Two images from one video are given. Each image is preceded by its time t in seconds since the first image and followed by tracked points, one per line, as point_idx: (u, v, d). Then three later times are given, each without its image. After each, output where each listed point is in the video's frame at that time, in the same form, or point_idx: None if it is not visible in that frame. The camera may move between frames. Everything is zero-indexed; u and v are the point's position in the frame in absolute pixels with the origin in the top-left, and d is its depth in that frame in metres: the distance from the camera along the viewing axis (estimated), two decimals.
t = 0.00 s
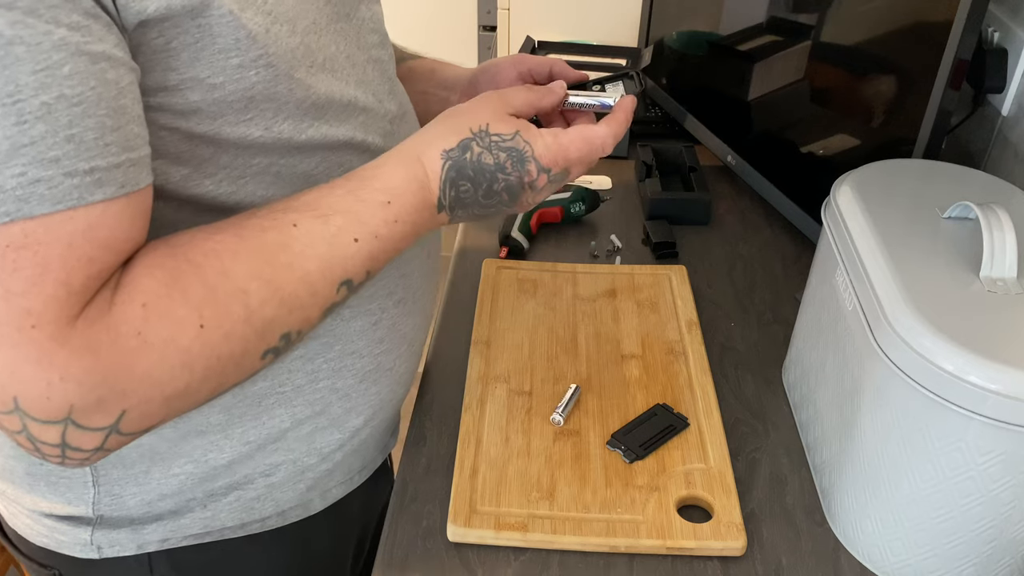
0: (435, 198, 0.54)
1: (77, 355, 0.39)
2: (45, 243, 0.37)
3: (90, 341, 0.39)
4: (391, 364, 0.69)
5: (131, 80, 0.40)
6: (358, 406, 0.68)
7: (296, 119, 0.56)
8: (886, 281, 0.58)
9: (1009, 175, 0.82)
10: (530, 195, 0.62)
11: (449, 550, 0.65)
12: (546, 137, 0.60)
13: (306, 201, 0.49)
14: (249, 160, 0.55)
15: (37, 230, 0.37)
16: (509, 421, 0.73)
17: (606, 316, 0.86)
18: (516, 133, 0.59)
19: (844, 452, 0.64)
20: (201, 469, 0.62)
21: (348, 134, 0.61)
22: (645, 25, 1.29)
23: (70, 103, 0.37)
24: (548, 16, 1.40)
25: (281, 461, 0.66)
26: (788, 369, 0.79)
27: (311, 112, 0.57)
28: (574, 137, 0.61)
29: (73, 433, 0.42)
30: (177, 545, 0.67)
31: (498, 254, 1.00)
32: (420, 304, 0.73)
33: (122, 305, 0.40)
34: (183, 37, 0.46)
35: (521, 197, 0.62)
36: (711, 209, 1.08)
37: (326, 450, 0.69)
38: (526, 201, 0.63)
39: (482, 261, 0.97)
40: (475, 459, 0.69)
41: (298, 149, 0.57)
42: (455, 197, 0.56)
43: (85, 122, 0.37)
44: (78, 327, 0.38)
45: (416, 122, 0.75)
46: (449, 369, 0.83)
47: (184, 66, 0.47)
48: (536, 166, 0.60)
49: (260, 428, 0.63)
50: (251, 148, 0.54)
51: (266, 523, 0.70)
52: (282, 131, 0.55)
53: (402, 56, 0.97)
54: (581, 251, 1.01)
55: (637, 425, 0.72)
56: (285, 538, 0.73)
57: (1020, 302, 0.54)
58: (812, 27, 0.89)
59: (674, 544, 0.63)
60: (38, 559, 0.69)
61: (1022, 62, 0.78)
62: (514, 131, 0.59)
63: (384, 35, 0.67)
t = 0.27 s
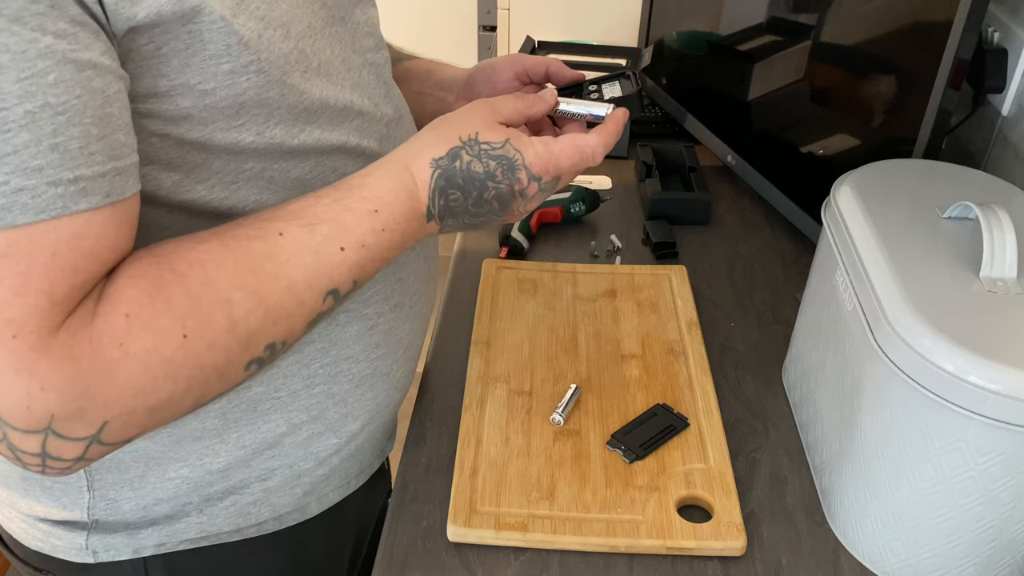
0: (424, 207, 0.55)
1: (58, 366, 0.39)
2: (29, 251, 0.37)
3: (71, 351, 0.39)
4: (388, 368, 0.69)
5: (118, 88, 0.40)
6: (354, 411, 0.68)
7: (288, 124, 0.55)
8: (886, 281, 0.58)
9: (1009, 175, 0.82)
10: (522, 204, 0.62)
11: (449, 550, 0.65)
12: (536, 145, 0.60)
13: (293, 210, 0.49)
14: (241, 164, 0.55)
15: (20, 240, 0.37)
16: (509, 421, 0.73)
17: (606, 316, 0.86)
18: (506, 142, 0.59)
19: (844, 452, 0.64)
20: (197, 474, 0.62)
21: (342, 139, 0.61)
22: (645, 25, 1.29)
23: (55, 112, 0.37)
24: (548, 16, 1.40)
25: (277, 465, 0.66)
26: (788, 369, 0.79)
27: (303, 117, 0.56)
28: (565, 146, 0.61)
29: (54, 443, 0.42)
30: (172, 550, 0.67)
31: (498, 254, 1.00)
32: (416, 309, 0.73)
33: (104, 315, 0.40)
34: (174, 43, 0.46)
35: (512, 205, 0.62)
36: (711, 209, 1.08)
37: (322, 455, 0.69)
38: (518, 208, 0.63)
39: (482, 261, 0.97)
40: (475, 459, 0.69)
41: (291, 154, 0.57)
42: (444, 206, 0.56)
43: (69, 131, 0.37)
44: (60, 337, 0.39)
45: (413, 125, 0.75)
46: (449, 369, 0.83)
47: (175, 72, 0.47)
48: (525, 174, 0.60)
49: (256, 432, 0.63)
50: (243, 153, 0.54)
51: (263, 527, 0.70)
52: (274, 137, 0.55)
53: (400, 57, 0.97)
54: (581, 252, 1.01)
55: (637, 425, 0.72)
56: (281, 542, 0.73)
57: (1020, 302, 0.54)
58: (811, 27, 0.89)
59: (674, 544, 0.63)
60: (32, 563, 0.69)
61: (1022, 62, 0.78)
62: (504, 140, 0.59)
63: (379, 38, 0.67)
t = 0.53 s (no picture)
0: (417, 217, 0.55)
1: (49, 372, 0.39)
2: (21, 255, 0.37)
3: (62, 357, 0.39)
4: (386, 370, 0.69)
5: (113, 94, 0.40)
6: (353, 413, 0.68)
7: (284, 126, 0.55)
8: (886, 281, 0.58)
9: (1009, 175, 0.82)
10: (514, 216, 0.63)
11: (449, 550, 0.65)
12: (531, 158, 0.61)
13: (287, 219, 0.49)
14: (238, 167, 0.55)
15: (12, 245, 0.37)
16: (509, 421, 0.73)
17: (606, 316, 0.86)
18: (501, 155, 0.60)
19: (844, 452, 0.64)
20: (195, 476, 0.62)
21: (339, 141, 0.61)
22: (644, 25, 1.29)
23: (49, 118, 0.37)
24: (548, 16, 1.40)
25: (275, 467, 0.66)
26: (788, 369, 0.79)
27: (300, 120, 0.56)
28: (559, 162, 0.62)
29: (44, 449, 0.42)
30: (170, 552, 0.66)
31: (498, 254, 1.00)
32: (415, 311, 0.73)
33: (97, 322, 0.40)
34: (170, 47, 0.46)
35: (505, 216, 0.63)
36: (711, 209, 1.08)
37: (321, 456, 0.69)
38: (512, 220, 0.64)
39: (482, 262, 0.97)
40: (475, 459, 0.69)
41: (287, 156, 0.57)
42: (438, 217, 0.57)
43: (63, 137, 0.37)
44: (51, 343, 0.38)
45: (411, 127, 0.75)
46: (449, 369, 0.83)
47: (170, 76, 0.47)
48: (519, 186, 0.61)
49: (255, 434, 0.63)
50: (240, 156, 0.54)
51: (261, 529, 0.70)
52: (270, 139, 0.55)
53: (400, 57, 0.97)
54: (581, 252, 1.01)
55: (637, 425, 0.72)
56: (279, 544, 0.72)
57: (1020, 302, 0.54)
58: (811, 27, 0.89)
59: (674, 544, 0.63)
60: (30, 565, 0.69)
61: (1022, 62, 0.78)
62: (500, 151, 0.60)
63: (376, 40, 0.67)
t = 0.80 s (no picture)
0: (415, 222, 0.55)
1: (41, 375, 0.39)
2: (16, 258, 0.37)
3: (55, 361, 0.39)
4: (385, 372, 0.69)
5: (110, 97, 0.40)
6: (352, 415, 0.68)
7: (282, 128, 0.55)
8: (886, 281, 0.58)
9: (1009, 175, 0.82)
10: (512, 222, 0.63)
11: (449, 550, 0.65)
12: (529, 164, 0.61)
13: (285, 222, 0.49)
14: (236, 169, 0.55)
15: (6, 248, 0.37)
16: (509, 421, 0.73)
17: (605, 316, 0.86)
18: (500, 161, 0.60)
19: (844, 452, 0.64)
20: (193, 478, 0.62)
21: (338, 142, 0.61)
22: (645, 25, 1.29)
23: (44, 121, 0.37)
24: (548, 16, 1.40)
25: (274, 468, 0.66)
26: (788, 369, 0.79)
27: (298, 122, 0.56)
28: (558, 167, 0.62)
29: (36, 452, 0.42)
30: (168, 554, 0.66)
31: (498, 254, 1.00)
32: (414, 312, 0.73)
33: (90, 326, 0.40)
34: (168, 49, 0.46)
35: (503, 223, 0.63)
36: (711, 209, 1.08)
37: (319, 458, 0.69)
38: (509, 227, 0.64)
39: (481, 262, 0.97)
40: (475, 459, 0.69)
41: (286, 158, 0.57)
42: (437, 222, 0.57)
43: (59, 140, 0.37)
44: (44, 347, 0.39)
45: (410, 128, 0.75)
46: (449, 370, 0.83)
47: (168, 78, 0.47)
48: (518, 193, 0.61)
49: (253, 436, 0.63)
50: (238, 158, 0.54)
51: (260, 530, 0.70)
52: (269, 141, 0.55)
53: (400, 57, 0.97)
54: (581, 252, 1.01)
55: (636, 425, 0.72)
56: (278, 546, 0.72)
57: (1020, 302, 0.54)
58: (811, 27, 0.89)
59: (674, 544, 0.63)
60: (28, 567, 0.69)
61: (1022, 62, 0.78)
62: (499, 157, 0.60)
63: (375, 42, 0.67)
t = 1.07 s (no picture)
0: (414, 225, 0.55)
1: (39, 378, 0.39)
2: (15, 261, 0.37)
3: (53, 364, 0.39)
4: (386, 374, 0.69)
5: (110, 100, 0.40)
6: (352, 416, 0.68)
7: (283, 131, 0.55)
8: (886, 281, 0.58)
9: (1009, 175, 0.82)
10: (512, 228, 0.63)
11: (449, 550, 0.65)
12: (528, 169, 0.60)
13: (283, 227, 0.50)
14: (236, 170, 0.55)
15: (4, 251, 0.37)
16: (509, 421, 0.73)
17: (605, 316, 0.86)
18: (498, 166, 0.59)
19: (844, 452, 0.64)
20: (193, 478, 0.62)
21: (339, 144, 0.61)
22: (645, 25, 1.29)
23: (44, 124, 0.37)
24: (548, 16, 1.40)
25: (274, 470, 0.66)
26: (788, 369, 0.79)
27: (299, 124, 0.56)
28: (556, 171, 0.61)
29: (33, 454, 0.42)
30: (169, 555, 0.66)
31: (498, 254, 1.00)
32: (415, 314, 0.73)
33: (88, 329, 0.40)
34: (169, 51, 0.46)
35: (501, 228, 0.62)
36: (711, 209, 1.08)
37: (320, 459, 0.69)
38: (508, 233, 0.63)
39: (481, 262, 0.97)
40: (475, 459, 0.69)
41: (286, 160, 0.57)
42: (436, 227, 0.57)
43: (58, 143, 0.37)
44: (42, 350, 0.38)
45: (411, 130, 0.75)
46: (449, 370, 0.83)
47: (170, 81, 0.47)
48: (516, 199, 0.60)
49: (254, 437, 0.63)
50: (239, 160, 0.54)
51: (260, 531, 0.70)
52: (269, 144, 0.55)
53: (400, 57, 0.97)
54: (581, 252, 1.01)
55: (636, 426, 0.72)
56: (278, 547, 0.72)
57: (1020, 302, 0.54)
58: (811, 27, 0.89)
59: (674, 544, 0.63)
60: (28, 567, 0.69)
61: (1022, 62, 0.78)
62: (497, 162, 0.60)
63: (376, 43, 0.67)
